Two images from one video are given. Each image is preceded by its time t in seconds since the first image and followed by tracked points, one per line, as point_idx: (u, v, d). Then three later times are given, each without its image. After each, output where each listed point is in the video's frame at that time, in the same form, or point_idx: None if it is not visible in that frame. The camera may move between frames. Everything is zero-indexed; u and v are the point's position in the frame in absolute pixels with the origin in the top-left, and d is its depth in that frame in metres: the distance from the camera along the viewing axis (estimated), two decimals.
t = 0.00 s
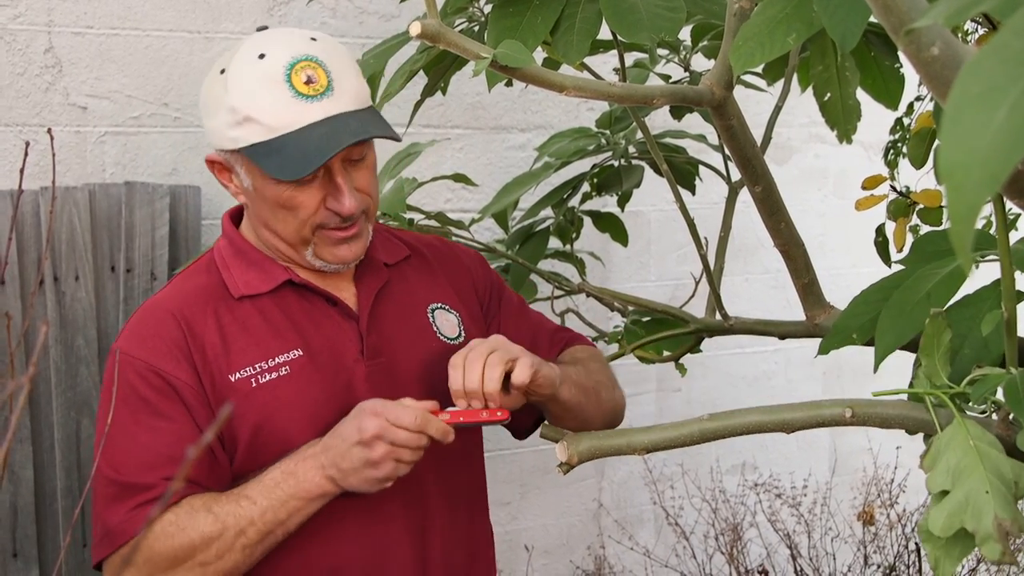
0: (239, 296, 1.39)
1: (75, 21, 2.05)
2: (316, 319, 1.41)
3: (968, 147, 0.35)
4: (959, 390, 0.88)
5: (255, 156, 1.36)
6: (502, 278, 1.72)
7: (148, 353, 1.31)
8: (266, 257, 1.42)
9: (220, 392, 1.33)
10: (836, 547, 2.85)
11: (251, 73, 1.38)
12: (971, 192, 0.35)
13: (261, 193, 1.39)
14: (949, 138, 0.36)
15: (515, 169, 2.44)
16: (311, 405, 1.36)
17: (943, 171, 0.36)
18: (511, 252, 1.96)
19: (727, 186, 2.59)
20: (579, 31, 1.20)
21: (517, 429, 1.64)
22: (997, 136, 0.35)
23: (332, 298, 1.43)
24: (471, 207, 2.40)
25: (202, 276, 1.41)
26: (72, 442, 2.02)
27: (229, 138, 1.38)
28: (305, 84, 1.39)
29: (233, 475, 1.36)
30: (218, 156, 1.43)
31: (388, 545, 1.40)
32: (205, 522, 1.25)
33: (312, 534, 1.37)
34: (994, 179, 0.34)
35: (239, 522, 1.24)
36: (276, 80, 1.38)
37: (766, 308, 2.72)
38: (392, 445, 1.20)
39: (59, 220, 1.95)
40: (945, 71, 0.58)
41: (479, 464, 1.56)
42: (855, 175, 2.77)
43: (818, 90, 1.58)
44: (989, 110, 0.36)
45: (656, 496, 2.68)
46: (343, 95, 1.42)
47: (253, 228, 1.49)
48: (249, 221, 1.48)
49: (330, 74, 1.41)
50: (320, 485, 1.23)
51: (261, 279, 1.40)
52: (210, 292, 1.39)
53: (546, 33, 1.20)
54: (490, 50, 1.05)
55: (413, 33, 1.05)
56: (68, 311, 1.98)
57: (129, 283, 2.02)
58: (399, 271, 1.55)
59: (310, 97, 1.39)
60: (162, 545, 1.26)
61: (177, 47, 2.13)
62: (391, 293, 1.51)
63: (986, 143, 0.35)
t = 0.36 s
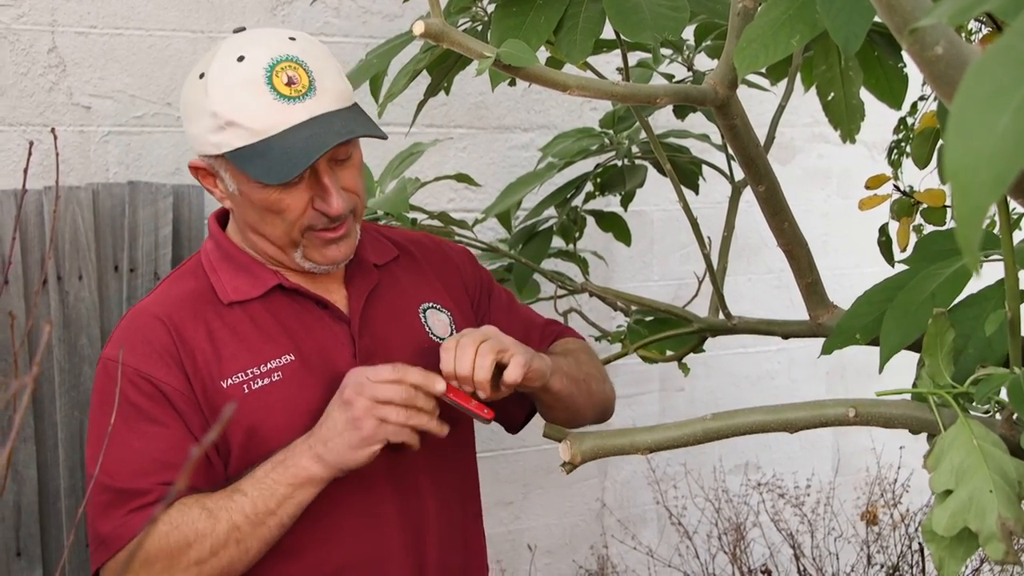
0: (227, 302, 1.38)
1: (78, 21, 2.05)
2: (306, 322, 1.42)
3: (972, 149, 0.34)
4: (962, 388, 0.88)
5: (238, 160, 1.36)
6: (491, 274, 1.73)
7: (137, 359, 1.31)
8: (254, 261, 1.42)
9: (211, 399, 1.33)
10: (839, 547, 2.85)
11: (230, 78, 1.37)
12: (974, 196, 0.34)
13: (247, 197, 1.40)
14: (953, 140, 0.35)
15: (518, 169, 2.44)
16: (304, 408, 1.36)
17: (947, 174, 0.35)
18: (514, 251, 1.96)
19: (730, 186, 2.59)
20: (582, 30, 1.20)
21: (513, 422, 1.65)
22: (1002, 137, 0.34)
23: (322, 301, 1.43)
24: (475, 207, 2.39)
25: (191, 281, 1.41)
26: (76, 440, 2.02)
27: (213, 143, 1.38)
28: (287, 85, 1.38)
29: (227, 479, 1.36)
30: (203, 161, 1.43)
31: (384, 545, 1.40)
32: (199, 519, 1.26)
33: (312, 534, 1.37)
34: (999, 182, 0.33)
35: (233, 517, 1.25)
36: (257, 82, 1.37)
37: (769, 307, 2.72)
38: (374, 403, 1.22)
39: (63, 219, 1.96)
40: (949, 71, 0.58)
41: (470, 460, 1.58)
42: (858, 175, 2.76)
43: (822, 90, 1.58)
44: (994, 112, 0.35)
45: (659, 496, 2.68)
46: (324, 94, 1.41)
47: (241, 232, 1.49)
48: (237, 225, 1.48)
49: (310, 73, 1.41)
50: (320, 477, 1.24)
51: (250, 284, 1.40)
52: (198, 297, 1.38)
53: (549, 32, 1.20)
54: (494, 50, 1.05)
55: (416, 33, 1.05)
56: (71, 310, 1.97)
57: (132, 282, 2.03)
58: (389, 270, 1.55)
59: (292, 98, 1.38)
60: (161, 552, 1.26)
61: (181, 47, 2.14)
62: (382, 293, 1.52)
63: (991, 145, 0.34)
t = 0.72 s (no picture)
0: (225, 302, 1.38)
1: (80, 21, 2.05)
2: (303, 322, 1.42)
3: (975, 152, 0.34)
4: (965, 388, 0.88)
5: (254, 135, 1.35)
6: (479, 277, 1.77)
7: (135, 359, 1.29)
8: (249, 262, 1.43)
9: (209, 399, 1.33)
10: (841, 547, 2.85)
11: (262, 57, 1.37)
12: (981, 199, 0.33)
13: (255, 178, 1.38)
14: (956, 142, 0.35)
15: (520, 169, 2.44)
16: (301, 408, 1.36)
17: (951, 177, 0.34)
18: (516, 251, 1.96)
19: (732, 186, 2.59)
20: (584, 30, 1.20)
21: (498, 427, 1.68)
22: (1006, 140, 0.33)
23: (318, 302, 1.44)
24: (476, 207, 2.39)
25: (186, 282, 1.41)
26: (77, 439, 2.02)
27: (231, 117, 1.37)
28: (316, 73, 1.39)
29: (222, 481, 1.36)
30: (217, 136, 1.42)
31: (382, 544, 1.40)
32: (204, 518, 1.25)
33: (310, 534, 1.36)
34: (1004, 186, 0.33)
35: (238, 513, 1.25)
36: (287, 64, 1.38)
37: (770, 307, 2.71)
38: (379, 394, 1.23)
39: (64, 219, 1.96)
40: (951, 72, 0.58)
41: (461, 459, 1.58)
42: (859, 175, 2.76)
43: (824, 90, 1.57)
44: (997, 116, 0.34)
45: (661, 496, 2.68)
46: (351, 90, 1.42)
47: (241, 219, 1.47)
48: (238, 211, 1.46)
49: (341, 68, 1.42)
50: (326, 472, 1.24)
51: (247, 285, 1.40)
52: (194, 298, 1.38)
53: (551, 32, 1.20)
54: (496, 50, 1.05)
55: (419, 33, 1.05)
56: (73, 310, 1.97)
57: (133, 283, 2.03)
58: (382, 272, 1.58)
59: (319, 85, 1.38)
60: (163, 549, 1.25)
61: (182, 47, 2.14)
62: (376, 294, 1.54)
63: (997, 147, 0.34)
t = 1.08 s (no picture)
0: (230, 294, 1.38)
1: (80, 20, 2.05)
2: (307, 320, 1.42)
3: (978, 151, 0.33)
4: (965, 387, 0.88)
5: (257, 87, 1.42)
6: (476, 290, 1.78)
7: (137, 346, 1.30)
8: (258, 257, 1.43)
9: (208, 391, 1.33)
10: (842, 547, 2.85)
11: (288, 27, 1.48)
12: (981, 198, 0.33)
13: (256, 135, 1.44)
14: (958, 143, 0.34)
15: (521, 168, 2.44)
16: (302, 407, 1.36)
17: (952, 178, 0.34)
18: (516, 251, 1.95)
19: (733, 186, 2.59)
20: (584, 30, 1.20)
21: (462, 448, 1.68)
22: (1008, 140, 0.33)
23: (324, 301, 1.44)
24: (477, 207, 2.39)
25: (193, 272, 1.41)
26: (78, 439, 2.02)
27: (247, 76, 1.45)
28: (331, 40, 1.45)
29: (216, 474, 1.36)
30: (238, 105, 1.50)
31: (378, 544, 1.39)
32: (188, 506, 1.26)
33: (303, 532, 1.36)
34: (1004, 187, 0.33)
35: (222, 504, 1.25)
36: (307, 33, 1.46)
37: (771, 307, 2.71)
38: (367, 390, 1.23)
39: (65, 219, 1.96)
40: (952, 71, 0.58)
41: (459, 461, 1.58)
42: (861, 175, 2.76)
43: (825, 89, 1.57)
44: (999, 117, 0.34)
45: (661, 495, 2.68)
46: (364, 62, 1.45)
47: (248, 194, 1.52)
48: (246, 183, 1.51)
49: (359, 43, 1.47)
50: (310, 465, 1.24)
51: (254, 279, 1.40)
52: (201, 288, 1.39)
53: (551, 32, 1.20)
54: (497, 49, 1.05)
55: (420, 32, 1.05)
56: (74, 310, 1.98)
57: (134, 282, 2.02)
58: (391, 275, 1.58)
59: (331, 50, 1.44)
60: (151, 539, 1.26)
61: (183, 47, 2.14)
62: (383, 296, 1.53)
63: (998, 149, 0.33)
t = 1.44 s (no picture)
0: (237, 289, 1.39)
1: (81, 20, 2.05)
2: (312, 317, 1.42)
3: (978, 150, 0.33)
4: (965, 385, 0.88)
5: (274, 83, 1.42)
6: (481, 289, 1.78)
7: (143, 338, 1.30)
8: (265, 254, 1.44)
9: (212, 385, 1.33)
10: (842, 546, 2.85)
11: (308, 26, 1.47)
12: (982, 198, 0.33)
13: (270, 129, 1.44)
14: (958, 143, 0.34)
15: (521, 168, 2.44)
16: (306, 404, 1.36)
17: (953, 177, 0.34)
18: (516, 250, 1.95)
19: (733, 185, 2.59)
20: (584, 29, 1.20)
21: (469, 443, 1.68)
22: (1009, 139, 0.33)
23: (329, 297, 1.44)
24: (478, 206, 2.39)
25: (201, 267, 1.41)
26: (78, 438, 2.02)
27: (265, 70, 1.45)
28: (350, 41, 1.45)
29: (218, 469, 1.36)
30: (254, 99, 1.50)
31: (378, 541, 1.39)
32: (191, 501, 1.26)
33: (305, 528, 1.36)
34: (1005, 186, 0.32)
35: (224, 499, 1.25)
36: (326, 33, 1.46)
37: (771, 306, 2.72)
38: (369, 383, 1.23)
39: (65, 218, 1.96)
40: (953, 71, 0.58)
41: (461, 459, 1.58)
42: (862, 174, 2.76)
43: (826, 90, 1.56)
44: (999, 116, 0.33)
45: (662, 494, 2.68)
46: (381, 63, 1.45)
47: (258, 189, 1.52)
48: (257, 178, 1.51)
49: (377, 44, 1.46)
50: (314, 459, 1.24)
51: (260, 275, 1.41)
52: (209, 283, 1.39)
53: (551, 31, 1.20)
54: (498, 49, 1.05)
55: (421, 31, 1.05)
56: (74, 309, 1.98)
57: (135, 282, 2.02)
58: (396, 274, 1.58)
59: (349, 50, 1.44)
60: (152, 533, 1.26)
61: (183, 46, 2.14)
62: (388, 294, 1.53)
63: (999, 148, 0.33)
